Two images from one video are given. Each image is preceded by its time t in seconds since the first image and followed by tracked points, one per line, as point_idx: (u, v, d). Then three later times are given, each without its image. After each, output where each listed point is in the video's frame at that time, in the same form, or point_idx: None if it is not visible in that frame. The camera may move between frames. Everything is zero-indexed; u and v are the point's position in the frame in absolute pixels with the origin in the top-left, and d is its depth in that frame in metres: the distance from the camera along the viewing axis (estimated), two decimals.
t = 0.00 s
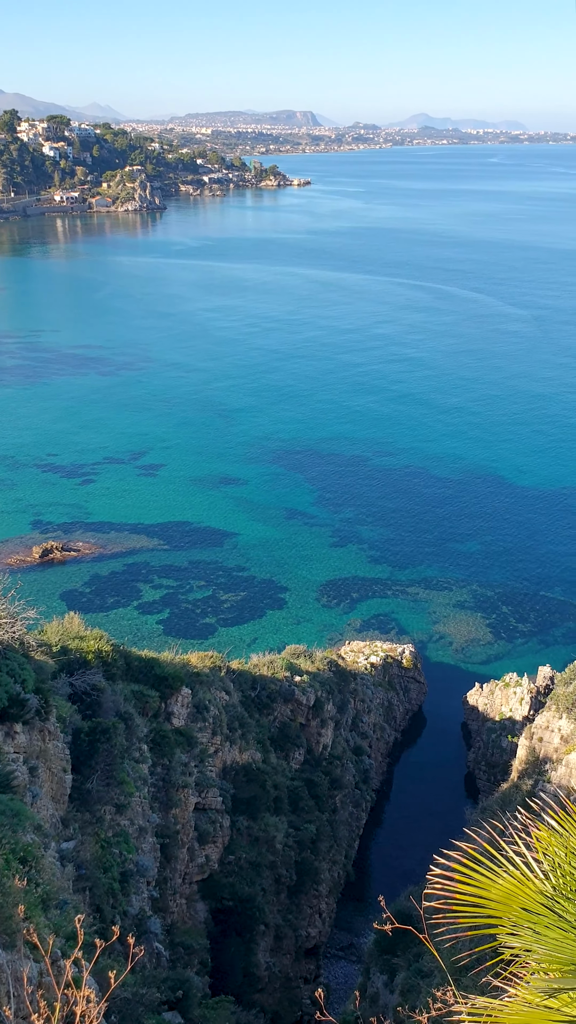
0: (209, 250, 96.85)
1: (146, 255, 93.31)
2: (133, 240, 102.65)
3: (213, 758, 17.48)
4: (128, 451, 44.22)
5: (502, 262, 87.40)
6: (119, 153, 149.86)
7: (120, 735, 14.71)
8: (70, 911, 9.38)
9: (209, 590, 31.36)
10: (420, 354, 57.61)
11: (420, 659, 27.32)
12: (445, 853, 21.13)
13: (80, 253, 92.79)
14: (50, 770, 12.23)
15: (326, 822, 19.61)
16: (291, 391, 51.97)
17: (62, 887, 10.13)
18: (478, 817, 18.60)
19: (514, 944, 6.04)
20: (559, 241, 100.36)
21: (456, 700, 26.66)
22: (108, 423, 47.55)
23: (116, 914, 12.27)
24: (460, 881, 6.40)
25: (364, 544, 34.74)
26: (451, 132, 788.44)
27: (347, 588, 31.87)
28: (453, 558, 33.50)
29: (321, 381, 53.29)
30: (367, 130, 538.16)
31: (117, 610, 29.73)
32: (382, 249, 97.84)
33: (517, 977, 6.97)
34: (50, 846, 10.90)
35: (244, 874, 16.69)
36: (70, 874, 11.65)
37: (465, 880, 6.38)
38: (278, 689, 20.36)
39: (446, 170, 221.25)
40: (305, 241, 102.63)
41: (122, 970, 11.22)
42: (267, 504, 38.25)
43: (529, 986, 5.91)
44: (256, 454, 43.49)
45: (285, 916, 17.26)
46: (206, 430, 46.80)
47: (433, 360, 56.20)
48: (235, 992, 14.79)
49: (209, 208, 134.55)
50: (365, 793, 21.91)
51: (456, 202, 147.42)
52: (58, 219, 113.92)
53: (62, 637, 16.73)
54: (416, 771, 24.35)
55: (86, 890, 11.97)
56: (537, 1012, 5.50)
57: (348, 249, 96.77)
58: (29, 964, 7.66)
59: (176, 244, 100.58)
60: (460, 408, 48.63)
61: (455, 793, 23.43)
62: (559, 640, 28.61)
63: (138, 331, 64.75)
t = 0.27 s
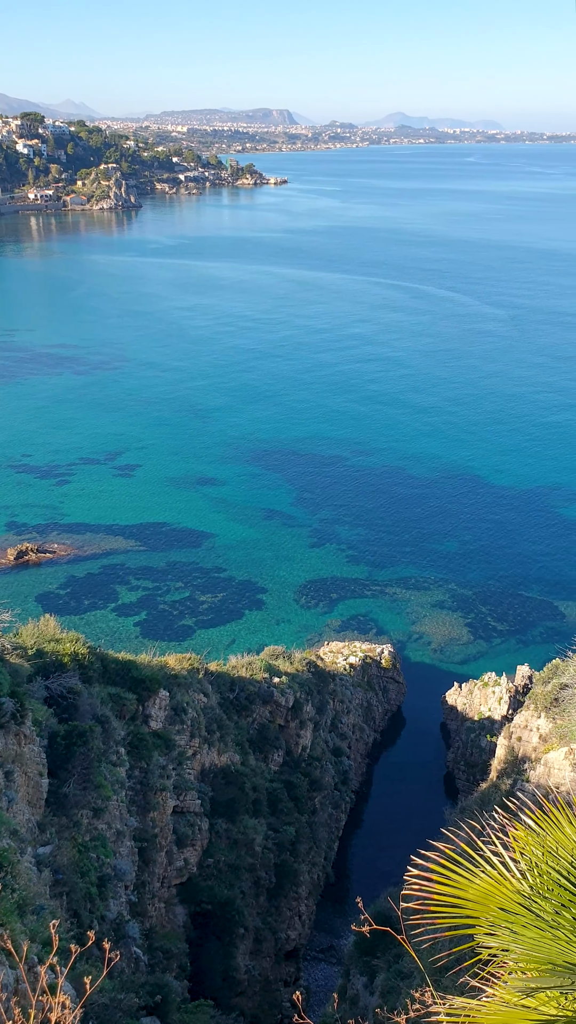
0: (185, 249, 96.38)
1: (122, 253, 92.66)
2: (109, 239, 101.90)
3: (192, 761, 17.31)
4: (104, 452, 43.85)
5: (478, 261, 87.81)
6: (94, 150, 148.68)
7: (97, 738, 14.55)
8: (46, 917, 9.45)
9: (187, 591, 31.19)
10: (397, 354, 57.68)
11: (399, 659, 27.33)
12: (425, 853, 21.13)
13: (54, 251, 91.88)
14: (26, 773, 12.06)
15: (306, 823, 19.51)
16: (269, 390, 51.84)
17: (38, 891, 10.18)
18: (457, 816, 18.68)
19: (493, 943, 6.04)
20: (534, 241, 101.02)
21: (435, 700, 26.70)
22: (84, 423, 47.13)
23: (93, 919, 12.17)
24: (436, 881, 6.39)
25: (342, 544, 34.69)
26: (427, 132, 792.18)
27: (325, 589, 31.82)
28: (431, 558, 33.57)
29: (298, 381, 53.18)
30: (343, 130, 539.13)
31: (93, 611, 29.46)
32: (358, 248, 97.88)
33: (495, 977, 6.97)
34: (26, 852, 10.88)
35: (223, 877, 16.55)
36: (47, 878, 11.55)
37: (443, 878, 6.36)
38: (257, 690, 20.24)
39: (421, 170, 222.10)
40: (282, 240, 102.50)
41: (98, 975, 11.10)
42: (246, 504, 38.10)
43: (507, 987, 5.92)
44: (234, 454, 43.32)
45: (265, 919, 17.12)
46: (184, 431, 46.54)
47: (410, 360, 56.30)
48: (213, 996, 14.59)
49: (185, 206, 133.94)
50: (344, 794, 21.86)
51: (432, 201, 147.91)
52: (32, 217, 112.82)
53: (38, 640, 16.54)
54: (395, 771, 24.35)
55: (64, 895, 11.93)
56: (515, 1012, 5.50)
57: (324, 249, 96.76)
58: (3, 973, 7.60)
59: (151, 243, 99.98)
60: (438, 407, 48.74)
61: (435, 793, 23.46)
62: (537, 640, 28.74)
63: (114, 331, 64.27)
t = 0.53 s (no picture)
0: (162, 249, 95.86)
1: (97, 253, 91.95)
2: (84, 238, 101.09)
3: (170, 764, 17.13)
4: (80, 453, 43.45)
5: (454, 261, 88.20)
6: (68, 149, 147.44)
7: (74, 743, 14.41)
8: (23, 923, 9.72)
9: (165, 593, 30.98)
10: (375, 354, 57.72)
11: (378, 660, 27.30)
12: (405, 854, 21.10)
13: (29, 251, 91.05)
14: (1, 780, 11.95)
15: (285, 826, 19.40)
16: (246, 391, 51.70)
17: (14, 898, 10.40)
18: (437, 817, 18.71)
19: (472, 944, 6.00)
20: (509, 241, 101.72)
21: (415, 701, 26.70)
22: (59, 425, 46.68)
23: (71, 926, 12.12)
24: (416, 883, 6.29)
25: (321, 545, 34.62)
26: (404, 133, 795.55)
27: (304, 590, 31.72)
28: (410, 558, 33.60)
29: (276, 381, 53.05)
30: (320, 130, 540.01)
31: (70, 615, 29.18)
32: (335, 248, 97.89)
33: (473, 979, 6.90)
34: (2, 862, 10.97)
35: (202, 881, 16.38)
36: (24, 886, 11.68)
37: (422, 878, 6.30)
38: (236, 692, 20.10)
39: (397, 169, 222.96)
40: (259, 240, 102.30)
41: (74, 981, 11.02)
42: (224, 505, 37.91)
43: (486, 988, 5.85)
44: (212, 455, 43.11)
45: (244, 923, 16.98)
46: (161, 432, 46.25)
47: (388, 360, 56.37)
48: (193, 1002, 14.45)
49: (161, 206, 133.23)
50: (323, 796, 21.79)
51: (409, 201, 148.32)
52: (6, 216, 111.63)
53: (13, 645, 16.34)
54: (375, 773, 24.31)
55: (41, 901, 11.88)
56: (494, 1012, 5.45)
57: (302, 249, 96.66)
58: None
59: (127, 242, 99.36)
60: (415, 408, 48.83)
61: (414, 794, 23.44)
62: (515, 640, 28.84)
63: (90, 331, 63.75)
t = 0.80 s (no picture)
0: (138, 249, 95.30)
1: (73, 253, 91.23)
2: (59, 238, 100.24)
3: (149, 769, 16.95)
4: (56, 455, 43.05)
5: (432, 262, 88.47)
6: (42, 148, 146.12)
7: (52, 749, 14.34)
8: None
9: (143, 597, 30.77)
10: (353, 354, 57.70)
11: (358, 662, 27.23)
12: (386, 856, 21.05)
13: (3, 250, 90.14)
14: None
15: (265, 830, 19.28)
16: (225, 392, 51.52)
17: None
18: (418, 818, 18.66)
19: (451, 945, 5.90)
20: (486, 241, 102.23)
21: (394, 702, 26.69)
22: (36, 426, 46.22)
23: (49, 932, 12.13)
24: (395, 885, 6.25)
25: (300, 547, 34.53)
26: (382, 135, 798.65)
27: (283, 592, 31.60)
28: (389, 559, 33.59)
29: (254, 382, 52.88)
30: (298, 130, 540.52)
31: (46, 619, 28.88)
32: (313, 248, 97.83)
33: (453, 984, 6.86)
34: None
35: (182, 886, 16.22)
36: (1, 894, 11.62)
37: (401, 880, 6.17)
38: (215, 696, 19.94)
39: (373, 169, 223.54)
40: (236, 241, 102.00)
41: (52, 988, 10.96)
42: (202, 507, 37.70)
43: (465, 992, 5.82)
44: (191, 456, 42.88)
45: (225, 928, 16.85)
46: (138, 433, 45.93)
47: (366, 360, 56.37)
48: (173, 1008, 14.36)
49: (137, 205, 132.44)
50: (304, 799, 21.69)
51: (387, 201, 148.67)
52: None
53: None
54: (355, 775, 24.24)
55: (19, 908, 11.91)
56: (471, 1014, 5.43)
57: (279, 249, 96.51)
58: None
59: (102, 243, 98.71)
60: (394, 408, 48.88)
61: (395, 796, 23.42)
62: (494, 641, 28.91)
63: (66, 332, 63.22)
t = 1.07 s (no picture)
0: (115, 250, 94.77)
1: (49, 254, 90.48)
2: (35, 239, 99.41)
3: (128, 775, 16.77)
4: (33, 458, 42.63)
5: (410, 262, 88.73)
6: (16, 148, 144.86)
7: (30, 755, 14.28)
8: None
9: (121, 600, 30.53)
10: (332, 355, 57.68)
11: (339, 664, 27.16)
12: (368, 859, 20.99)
13: None
14: None
15: (246, 834, 19.13)
16: (204, 393, 51.32)
17: None
18: (399, 820, 18.62)
19: (431, 948, 5.81)
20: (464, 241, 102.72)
21: (375, 704, 26.66)
22: (12, 429, 45.76)
23: (29, 941, 11.96)
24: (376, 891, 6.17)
25: (280, 548, 34.42)
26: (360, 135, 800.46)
27: (263, 594, 31.47)
28: (369, 560, 33.58)
29: (234, 383, 52.69)
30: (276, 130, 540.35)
31: (23, 625, 28.58)
32: (291, 249, 97.78)
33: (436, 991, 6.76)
34: None
35: (163, 892, 16.03)
36: None
37: (379, 883, 6.05)
38: (195, 700, 19.77)
39: (350, 170, 223.84)
40: (214, 241, 101.73)
41: (31, 996, 10.82)
42: (181, 510, 37.48)
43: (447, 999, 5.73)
44: (169, 458, 42.64)
45: (207, 933, 16.67)
46: (116, 436, 45.61)
47: (345, 361, 56.37)
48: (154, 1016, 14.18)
49: (113, 206, 131.64)
50: (285, 803, 21.58)
51: (365, 201, 148.95)
52: None
53: None
54: (336, 778, 24.18)
55: None
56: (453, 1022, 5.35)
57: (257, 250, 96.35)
58: None
59: (78, 243, 98.04)
60: (373, 409, 48.92)
61: (376, 798, 23.37)
62: (475, 641, 28.97)
63: (42, 333, 62.69)
